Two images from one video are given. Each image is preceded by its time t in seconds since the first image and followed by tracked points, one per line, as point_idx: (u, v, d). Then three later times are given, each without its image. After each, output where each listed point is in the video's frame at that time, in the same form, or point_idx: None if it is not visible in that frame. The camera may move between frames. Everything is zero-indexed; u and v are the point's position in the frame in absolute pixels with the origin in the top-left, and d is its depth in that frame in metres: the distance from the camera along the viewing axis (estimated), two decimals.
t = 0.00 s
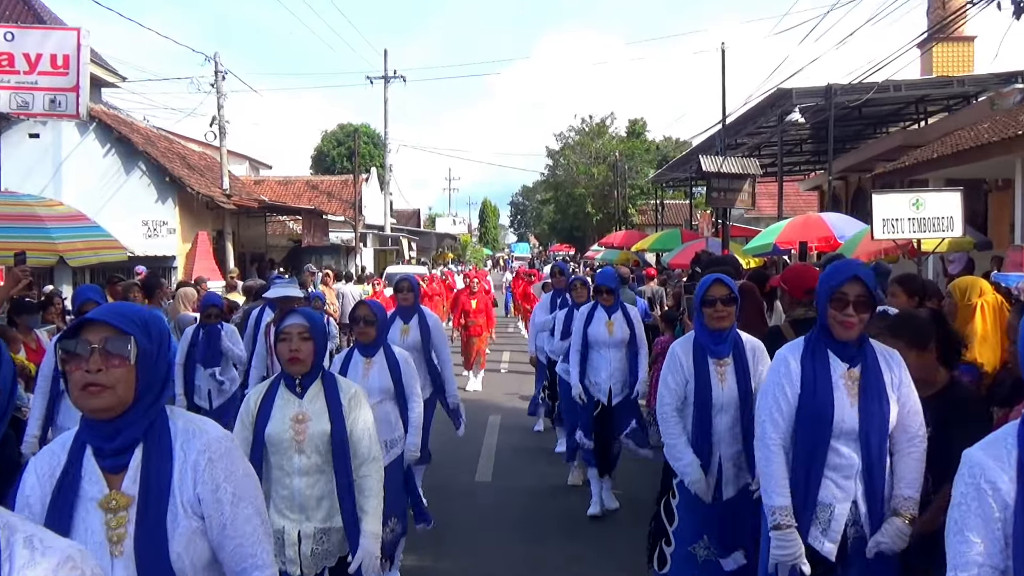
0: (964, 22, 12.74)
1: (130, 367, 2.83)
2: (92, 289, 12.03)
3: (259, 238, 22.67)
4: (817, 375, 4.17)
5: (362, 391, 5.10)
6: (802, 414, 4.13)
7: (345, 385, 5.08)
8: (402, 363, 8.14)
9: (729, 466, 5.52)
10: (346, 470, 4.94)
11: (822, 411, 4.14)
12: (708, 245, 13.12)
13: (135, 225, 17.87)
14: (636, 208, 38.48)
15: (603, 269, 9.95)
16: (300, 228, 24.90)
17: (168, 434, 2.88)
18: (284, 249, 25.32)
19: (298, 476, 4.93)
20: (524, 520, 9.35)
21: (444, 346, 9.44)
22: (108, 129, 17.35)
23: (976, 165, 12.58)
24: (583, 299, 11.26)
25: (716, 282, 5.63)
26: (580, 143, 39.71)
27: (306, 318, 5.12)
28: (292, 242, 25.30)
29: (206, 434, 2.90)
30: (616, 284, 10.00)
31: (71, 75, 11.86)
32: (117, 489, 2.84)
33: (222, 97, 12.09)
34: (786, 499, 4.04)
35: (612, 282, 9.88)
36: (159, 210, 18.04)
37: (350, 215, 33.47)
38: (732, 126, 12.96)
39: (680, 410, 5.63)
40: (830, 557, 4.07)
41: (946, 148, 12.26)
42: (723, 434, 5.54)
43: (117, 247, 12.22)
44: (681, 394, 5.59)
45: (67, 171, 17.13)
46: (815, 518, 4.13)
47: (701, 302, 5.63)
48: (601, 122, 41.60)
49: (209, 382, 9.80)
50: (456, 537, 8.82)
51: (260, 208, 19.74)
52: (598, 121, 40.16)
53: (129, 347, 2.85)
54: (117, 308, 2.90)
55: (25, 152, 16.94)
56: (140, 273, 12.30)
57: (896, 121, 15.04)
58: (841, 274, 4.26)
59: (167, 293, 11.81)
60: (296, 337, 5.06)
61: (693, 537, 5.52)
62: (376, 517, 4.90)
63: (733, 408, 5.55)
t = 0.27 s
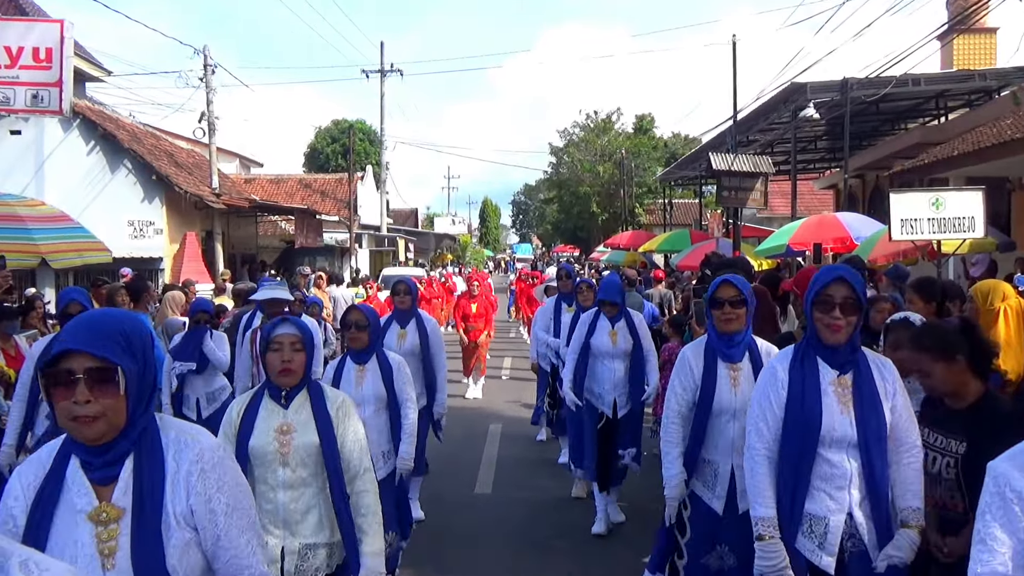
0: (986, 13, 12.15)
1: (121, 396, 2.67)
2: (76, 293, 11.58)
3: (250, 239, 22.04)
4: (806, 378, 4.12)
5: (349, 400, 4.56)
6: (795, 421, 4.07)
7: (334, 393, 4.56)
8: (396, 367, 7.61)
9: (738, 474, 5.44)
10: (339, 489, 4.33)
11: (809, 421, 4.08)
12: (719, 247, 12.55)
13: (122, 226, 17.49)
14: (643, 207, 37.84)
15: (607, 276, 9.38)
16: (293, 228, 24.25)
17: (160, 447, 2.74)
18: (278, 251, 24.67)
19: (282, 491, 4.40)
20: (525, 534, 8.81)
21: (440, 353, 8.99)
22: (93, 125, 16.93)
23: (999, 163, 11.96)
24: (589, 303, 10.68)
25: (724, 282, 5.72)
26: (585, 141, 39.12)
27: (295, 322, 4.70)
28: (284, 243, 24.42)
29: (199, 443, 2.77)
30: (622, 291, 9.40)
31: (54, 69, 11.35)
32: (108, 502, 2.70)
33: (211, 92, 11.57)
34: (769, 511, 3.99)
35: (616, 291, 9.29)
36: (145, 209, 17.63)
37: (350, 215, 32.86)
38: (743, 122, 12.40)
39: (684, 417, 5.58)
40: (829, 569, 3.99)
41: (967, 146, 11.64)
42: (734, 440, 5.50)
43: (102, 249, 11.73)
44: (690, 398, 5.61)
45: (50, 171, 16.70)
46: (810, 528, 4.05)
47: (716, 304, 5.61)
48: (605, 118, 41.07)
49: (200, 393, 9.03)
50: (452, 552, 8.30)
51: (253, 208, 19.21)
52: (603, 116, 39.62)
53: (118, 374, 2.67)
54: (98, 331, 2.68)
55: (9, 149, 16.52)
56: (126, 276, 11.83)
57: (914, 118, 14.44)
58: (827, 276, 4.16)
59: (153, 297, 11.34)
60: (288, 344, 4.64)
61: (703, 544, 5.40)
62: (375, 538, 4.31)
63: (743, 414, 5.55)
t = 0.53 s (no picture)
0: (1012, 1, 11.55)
1: (122, 424, 2.73)
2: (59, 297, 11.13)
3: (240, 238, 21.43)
4: (791, 385, 4.22)
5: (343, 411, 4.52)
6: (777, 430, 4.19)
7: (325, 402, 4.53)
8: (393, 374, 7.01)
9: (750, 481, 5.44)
10: (328, 502, 4.37)
11: (791, 430, 4.22)
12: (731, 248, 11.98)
13: (107, 225, 17.06)
14: (652, 205, 37.06)
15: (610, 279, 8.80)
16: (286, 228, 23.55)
17: (158, 455, 2.82)
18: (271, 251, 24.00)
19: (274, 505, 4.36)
20: (528, 548, 8.28)
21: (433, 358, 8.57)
22: (77, 121, 16.47)
23: None
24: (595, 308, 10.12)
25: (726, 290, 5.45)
26: (592, 136, 38.63)
27: (284, 331, 4.62)
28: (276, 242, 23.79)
29: (197, 453, 2.85)
30: (626, 297, 8.85)
31: (36, 62, 10.87)
32: (104, 510, 2.79)
33: (199, 85, 11.07)
34: (756, 520, 4.16)
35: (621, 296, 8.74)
36: (131, 208, 17.24)
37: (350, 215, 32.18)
38: (756, 116, 11.83)
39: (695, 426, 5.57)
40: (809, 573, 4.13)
41: (990, 140, 11.00)
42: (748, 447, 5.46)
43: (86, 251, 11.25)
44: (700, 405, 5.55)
45: (31, 167, 16.08)
46: (793, 533, 4.20)
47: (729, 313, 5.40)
48: (612, 113, 40.38)
49: (184, 400, 8.40)
50: (450, 568, 7.76)
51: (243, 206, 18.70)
52: (609, 111, 39.02)
53: (118, 407, 2.70)
54: (94, 362, 2.69)
55: None
56: (111, 278, 11.36)
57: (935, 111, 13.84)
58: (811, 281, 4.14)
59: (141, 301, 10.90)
60: (286, 354, 4.55)
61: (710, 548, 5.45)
62: (364, 556, 4.41)
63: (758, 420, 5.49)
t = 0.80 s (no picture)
0: None
1: (137, 433, 2.60)
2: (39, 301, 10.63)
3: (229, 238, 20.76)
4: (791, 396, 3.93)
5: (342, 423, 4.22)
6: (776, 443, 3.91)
7: (322, 412, 4.26)
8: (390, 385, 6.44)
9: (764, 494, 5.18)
10: (328, 519, 4.08)
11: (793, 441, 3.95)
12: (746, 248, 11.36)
13: (89, 224, 16.47)
14: (662, 203, 35.95)
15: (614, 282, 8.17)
16: (276, 228, 22.92)
17: (173, 465, 2.69)
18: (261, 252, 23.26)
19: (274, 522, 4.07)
20: (532, 564, 7.71)
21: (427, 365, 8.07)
22: (58, 115, 15.83)
23: None
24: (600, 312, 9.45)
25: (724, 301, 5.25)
26: (598, 131, 37.00)
27: (280, 338, 4.30)
28: (267, 243, 23.27)
29: (210, 463, 2.71)
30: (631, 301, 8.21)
31: (13, 53, 10.32)
32: (117, 520, 2.66)
33: (185, 77, 10.52)
34: (749, 533, 3.97)
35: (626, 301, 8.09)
36: (114, 207, 16.69)
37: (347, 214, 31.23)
38: (771, 109, 11.25)
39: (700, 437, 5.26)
40: None
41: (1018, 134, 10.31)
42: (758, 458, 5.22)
43: (67, 252, 10.72)
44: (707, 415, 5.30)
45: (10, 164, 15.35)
46: (806, 549, 3.92)
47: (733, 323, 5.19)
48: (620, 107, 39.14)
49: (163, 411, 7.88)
50: None
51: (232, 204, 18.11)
52: (617, 105, 37.66)
53: (135, 415, 2.59)
54: (108, 367, 2.58)
55: None
56: (94, 281, 10.84)
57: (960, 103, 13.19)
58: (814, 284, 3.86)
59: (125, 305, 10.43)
60: (288, 364, 4.26)
61: (722, 562, 5.27)
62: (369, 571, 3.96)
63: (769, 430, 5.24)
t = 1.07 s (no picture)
0: None
1: (188, 448, 2.73)
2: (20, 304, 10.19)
3: (219, 238, 20.13)
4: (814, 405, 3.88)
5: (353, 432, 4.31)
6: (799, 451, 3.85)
7: (334, 424, 4.31)
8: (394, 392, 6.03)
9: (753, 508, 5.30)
10: (334, 532, 4.15)
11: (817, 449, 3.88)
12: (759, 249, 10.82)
13: (72, 224, 15.94)
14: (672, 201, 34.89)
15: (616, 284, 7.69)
16: (268, 227, 22.33)
17: (223, 476, 2.80)
18: (252, 253, 22.54)
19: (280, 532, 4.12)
20: None
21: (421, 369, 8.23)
22: (40, 109, 15.45)
23: None
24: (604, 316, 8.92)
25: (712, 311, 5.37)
26: (605, 125, 35.95)
27: (293, 347, 4.23)
28: (259, 243, 22.80)
29: (261, 475, 2.83)
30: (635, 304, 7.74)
31: None
32: (167, 526, 2.78)
33: (172, 70, 10.07)
34: (771, 549, 3.89)
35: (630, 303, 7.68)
36: (97, 206, 16.12)
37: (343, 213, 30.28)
38: (785, 104, 10.75)
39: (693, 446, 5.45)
40: None
41: None
42: (743, 471, 5.29)
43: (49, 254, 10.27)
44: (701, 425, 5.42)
45: None
46: (831, 565, 3.82)
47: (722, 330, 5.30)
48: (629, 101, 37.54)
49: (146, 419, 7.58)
50: None
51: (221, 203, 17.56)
52: (625, 98, 36.24)
53: (186, 434, 2.70)
54: (158, 385, 2.67)
55: None
56: (77, 283, 10.37)
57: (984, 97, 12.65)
58: (836, 289, 3.90)
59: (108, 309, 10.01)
60: (308, 372, 4.24)
61: None
62: None
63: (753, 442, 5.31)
